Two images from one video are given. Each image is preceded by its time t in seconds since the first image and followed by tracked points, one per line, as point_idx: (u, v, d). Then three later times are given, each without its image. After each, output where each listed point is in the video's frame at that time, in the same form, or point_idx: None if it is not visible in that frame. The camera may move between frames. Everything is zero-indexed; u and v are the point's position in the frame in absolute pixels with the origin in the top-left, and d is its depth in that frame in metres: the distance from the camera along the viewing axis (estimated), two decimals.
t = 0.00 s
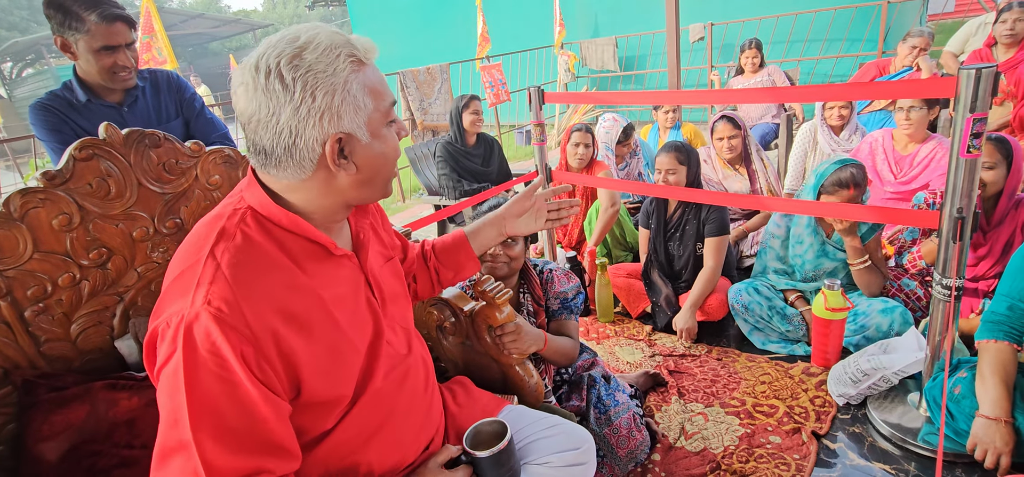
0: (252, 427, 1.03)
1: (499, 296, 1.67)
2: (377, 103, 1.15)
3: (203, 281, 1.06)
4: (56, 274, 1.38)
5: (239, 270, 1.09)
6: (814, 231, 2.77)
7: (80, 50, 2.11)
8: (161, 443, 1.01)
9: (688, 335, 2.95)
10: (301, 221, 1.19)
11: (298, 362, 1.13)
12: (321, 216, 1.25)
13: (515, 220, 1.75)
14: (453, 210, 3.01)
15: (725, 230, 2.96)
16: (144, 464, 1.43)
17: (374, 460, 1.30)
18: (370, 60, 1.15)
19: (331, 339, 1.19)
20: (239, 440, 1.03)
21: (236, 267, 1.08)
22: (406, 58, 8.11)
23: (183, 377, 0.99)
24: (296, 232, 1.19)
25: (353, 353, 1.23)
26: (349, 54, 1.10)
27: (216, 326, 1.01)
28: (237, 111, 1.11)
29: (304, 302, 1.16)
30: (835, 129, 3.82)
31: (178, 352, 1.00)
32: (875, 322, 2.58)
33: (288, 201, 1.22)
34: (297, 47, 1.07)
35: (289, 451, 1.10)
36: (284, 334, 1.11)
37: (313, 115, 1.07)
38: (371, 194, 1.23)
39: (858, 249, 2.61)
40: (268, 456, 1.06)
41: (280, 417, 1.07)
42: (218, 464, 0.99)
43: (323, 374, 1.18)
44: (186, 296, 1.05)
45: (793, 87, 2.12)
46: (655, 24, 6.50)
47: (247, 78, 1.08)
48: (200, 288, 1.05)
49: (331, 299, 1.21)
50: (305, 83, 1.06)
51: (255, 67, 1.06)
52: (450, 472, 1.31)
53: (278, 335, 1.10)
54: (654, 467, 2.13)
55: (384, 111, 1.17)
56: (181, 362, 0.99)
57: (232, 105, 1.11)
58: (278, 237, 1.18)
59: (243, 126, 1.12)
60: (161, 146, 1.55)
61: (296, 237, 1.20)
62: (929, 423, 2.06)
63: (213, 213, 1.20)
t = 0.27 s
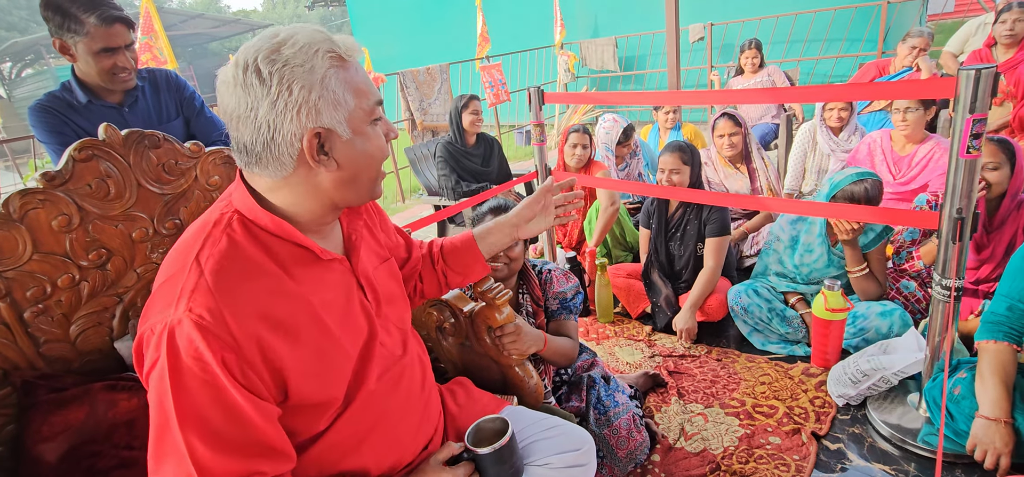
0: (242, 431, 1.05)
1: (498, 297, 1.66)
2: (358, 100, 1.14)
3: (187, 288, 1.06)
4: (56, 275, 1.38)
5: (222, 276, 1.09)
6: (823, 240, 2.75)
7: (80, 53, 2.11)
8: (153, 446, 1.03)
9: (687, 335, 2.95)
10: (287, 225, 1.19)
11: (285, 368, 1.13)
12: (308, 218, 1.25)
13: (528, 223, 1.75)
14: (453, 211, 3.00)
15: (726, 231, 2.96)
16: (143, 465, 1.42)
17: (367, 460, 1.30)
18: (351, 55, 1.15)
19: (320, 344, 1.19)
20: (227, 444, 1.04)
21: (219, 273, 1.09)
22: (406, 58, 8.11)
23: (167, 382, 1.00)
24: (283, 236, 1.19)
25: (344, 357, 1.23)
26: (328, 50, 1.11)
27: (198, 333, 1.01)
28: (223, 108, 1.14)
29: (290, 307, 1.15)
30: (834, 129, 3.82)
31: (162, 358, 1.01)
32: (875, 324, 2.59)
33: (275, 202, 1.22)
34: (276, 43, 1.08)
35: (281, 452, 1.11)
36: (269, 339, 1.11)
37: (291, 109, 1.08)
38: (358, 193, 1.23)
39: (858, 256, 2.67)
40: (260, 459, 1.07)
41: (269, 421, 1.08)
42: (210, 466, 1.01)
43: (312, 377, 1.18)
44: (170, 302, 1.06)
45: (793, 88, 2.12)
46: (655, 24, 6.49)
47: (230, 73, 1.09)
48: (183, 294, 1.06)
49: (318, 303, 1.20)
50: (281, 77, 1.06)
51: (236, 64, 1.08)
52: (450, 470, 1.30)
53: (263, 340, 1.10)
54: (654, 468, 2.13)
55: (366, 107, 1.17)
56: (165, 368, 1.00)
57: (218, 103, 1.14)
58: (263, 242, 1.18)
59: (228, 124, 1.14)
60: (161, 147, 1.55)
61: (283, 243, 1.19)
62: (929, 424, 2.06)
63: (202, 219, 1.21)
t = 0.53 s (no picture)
0: (234, 415, 1.04)
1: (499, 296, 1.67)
2: (350, 83, 1.16)
3: (178, 274, 1.07)
4: (55, 274, 1.37)
5: (213, 263, 1.09)
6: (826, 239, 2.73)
7: (77, 52, 2.09)
8: (147, 432, 1.03)
9: (688, 335, 2.95)
10: (278, 216, 1.19)
11: (276, 354, 1.13)
12: (299, 208, 1.25)
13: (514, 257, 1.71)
14: (453, 209, 2.99)
15: (726, 229, 2.96)
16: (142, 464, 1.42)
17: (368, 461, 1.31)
18: (343, 44, 1.18)
19: (311, 332, 1.19)
20: (221, 429, 1.03)
21: (209, 260, 1.09)
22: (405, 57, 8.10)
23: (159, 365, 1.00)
24: (274, 227, 1.20)
25: (336, 347, 1.23)
26: (321, 35, 1.13)
27: (188, 315, 1.02)
28: (215, 94, 1.14)
29: (281, 294, 1.16)
30: (835, 128, 3.81)
31: (154, 342, 1.02)
32: (875, 324, 2.59)
33: (267, 197, 1.22)
34: (270, 27, 1.11)
35: (276, 438, 1.11)
36: (261, 326, 1.11)
37: (283, 86, 1.09)
38: (349, 181, 1.22)
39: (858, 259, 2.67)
40: (255, 444, 1.07)
41: (262, 405, 1.08)
42: (203, 449, 1.01)
43: (304, 366, 1.18)
44: (161, 288, 1.07)
45: (794, 86, 2.12)
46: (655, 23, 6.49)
47: (223, 57, 1.11)
48: (174, 280, 1.06)
49: (310, 292, 1.20)
50: (275, 56, 1.08)
51: (231, 47, 1.10)
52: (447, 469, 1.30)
53: (254, 327, 1.10)
54: (654, 467, 2.12)
55: (357, 92, 1.18)
56: (157, 351, 1.00)
57: (210, 89, 1.14)
58: (254, 232, 1.18)
59: (220, 108, 1.14)
60: (161, 146, 1.55)
61: (274, 232, 1.20)
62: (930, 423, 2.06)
63: (195, 210, 1.22)
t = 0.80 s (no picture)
0: (223, 404, 1.06)
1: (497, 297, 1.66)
2: (326, 78, 1.16)
3: (166, 267, 1.10)
4: (53, 274, 1.37)
5: (199, 255, 1.12)
6: (820, 241, 2.76)
7: (74, 53, 2.09)
8: (141, 422, 1.06)
9: (686, 335, 2.95)
10: (265, 209, 1.20)
11: (263, 343, 1.15)
12: (284, 202, 1.25)
13: (548, 213, 1.68)
14: (451, 210, 2.99)
15: (724, 229, 2.96)
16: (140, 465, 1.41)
17: (363, 452, 1.31)
18: (319, 39, 1.18)
19: (299, 322, 1.19)
20: (211, 418, 1.05)
21: (196, 252, 1.12)
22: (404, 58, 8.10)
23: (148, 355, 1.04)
24: (262, 220, 1.21)
25: (326, 337, 1.23)
26: (295, 32, 1.14)
27: (173, 307, 1.05)
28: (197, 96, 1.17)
29: (267, 286, 1.17)
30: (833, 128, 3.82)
31: (143, 333, 1.05)
32: (874, 324, 2.58)
33: (254, 191, 1.23)
34: (245, 27, 1.12)
35: (266, 427, 1.12)
36: (247, 316, 1.13)
37: (258, 84, 1.10)
38: (333, 173, 1.22)
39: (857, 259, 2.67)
40: (244, 433, 1.08)
41: (250, 393, 1.09)
42: (191, 436, 1.02)
43: (294, 356, 1.18)
44: (151, 281, 1.10)
45: (793, 87, 2.12)
46: (654, 23, 6.49)
47: (201, 60, 1.13)
48: (162, 273, 1.09)
49: (298, 284, 1.21)
50: (249, 55, 1.10)
51: (208, 49, 1.12)
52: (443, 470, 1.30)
53: (240, 317, 1.12)
54: (653, 467, 2.12)
55: (334, 86, 1.18)
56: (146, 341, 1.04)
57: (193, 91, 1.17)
58: (242, 225, 1.20)
59: (202, 110, 1.17)
60: (159, 146, 1.55)
61: (261, 225, 1.21)
62: (928, 423, 2.06)
63: (187, 208, 1.25)
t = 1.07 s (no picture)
0: (214, 392, 1.07)
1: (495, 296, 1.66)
2: (315, 72, 1.17)
3: (159, 256, 1.11)
4: (52, 273, 1.37)
5: (192, 245, 1.12)
6: (813, 242, 2.78)
7: (72, 51, 2.09)
8: (138, 409, 1.09)
9: (685, 334, 2.94)
10: (258, 201, 1.20)
11: (256, 333, 1.15)
12: (279, 195, 1.25)
13: (597, 180, 1.64)
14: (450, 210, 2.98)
15: (722, 229, 2.96)
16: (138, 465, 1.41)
17: (355, 446, 1.32)
18: (307, 36, 1.19)
19: (291, 313, 1.20)
20: (202, 406, 1.06)
21: (188, 242, 1.12)
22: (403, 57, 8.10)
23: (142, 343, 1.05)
24: (255, 211, 1.21)
25: (318, 328, 1.23)
26: (282, 28, 1.15)
27: (166, 296, 1.07)
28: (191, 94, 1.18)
29: (259, 277, 1.17)
30: (831, 128, 3.82)
31: (136, 322, 1.07)
32: (872, 324, 2.58)
33: (246, 184, 1.23)
34: (233, 25, 1.13)
35: (259, 416, 1.13)
36: (238, 306, 1.14)
37: (247, 79, 1.11)
38: (325, 166, 1.22)
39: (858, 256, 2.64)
40: (236, 421, 1.09)
41: (243, 383, 1.10)
42: (184, 422, 1.04)
43: (286, 346, 1.19)
44: (145, 271, 1.11)
45: (792, 86, 2.11)
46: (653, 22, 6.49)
47: (192, 58, 1.15)
48: (156, 263, 1.10)
49: (290, 275, 1.21)
50: (237, 51, 1.10)
51: (198, 48, 1.14)
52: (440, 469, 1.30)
53: (232, 307, 1.13)
54: (652, 466, 2.12)
55: (323, 81, 1.18)
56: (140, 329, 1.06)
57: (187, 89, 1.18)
58: (235, 217, 1.20)
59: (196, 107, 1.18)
60: (158, 145, 1.55)
61: (254, 216, 1.21)
62: (926, 422, 2.06)
63: (184, 200, 1.26)
